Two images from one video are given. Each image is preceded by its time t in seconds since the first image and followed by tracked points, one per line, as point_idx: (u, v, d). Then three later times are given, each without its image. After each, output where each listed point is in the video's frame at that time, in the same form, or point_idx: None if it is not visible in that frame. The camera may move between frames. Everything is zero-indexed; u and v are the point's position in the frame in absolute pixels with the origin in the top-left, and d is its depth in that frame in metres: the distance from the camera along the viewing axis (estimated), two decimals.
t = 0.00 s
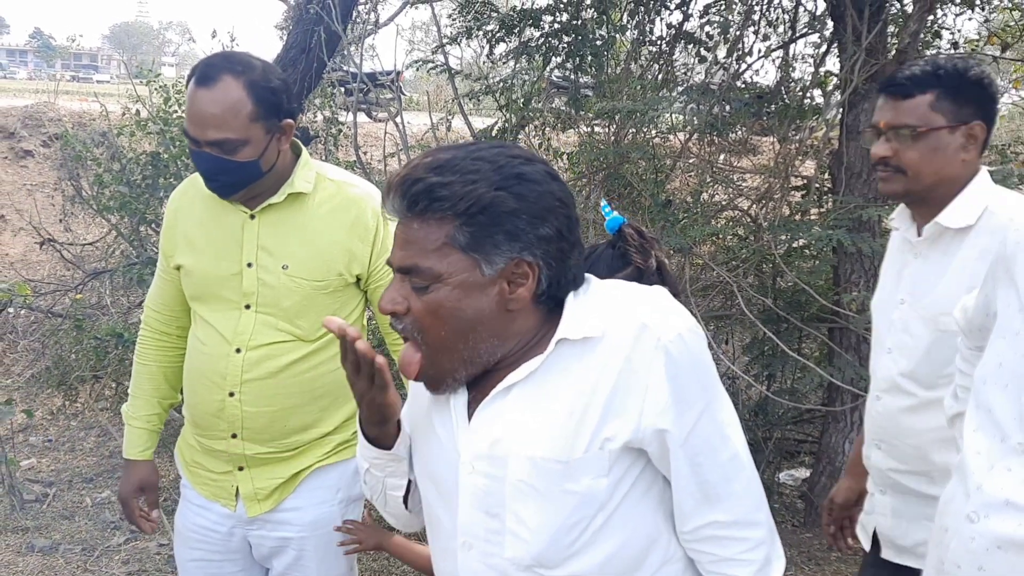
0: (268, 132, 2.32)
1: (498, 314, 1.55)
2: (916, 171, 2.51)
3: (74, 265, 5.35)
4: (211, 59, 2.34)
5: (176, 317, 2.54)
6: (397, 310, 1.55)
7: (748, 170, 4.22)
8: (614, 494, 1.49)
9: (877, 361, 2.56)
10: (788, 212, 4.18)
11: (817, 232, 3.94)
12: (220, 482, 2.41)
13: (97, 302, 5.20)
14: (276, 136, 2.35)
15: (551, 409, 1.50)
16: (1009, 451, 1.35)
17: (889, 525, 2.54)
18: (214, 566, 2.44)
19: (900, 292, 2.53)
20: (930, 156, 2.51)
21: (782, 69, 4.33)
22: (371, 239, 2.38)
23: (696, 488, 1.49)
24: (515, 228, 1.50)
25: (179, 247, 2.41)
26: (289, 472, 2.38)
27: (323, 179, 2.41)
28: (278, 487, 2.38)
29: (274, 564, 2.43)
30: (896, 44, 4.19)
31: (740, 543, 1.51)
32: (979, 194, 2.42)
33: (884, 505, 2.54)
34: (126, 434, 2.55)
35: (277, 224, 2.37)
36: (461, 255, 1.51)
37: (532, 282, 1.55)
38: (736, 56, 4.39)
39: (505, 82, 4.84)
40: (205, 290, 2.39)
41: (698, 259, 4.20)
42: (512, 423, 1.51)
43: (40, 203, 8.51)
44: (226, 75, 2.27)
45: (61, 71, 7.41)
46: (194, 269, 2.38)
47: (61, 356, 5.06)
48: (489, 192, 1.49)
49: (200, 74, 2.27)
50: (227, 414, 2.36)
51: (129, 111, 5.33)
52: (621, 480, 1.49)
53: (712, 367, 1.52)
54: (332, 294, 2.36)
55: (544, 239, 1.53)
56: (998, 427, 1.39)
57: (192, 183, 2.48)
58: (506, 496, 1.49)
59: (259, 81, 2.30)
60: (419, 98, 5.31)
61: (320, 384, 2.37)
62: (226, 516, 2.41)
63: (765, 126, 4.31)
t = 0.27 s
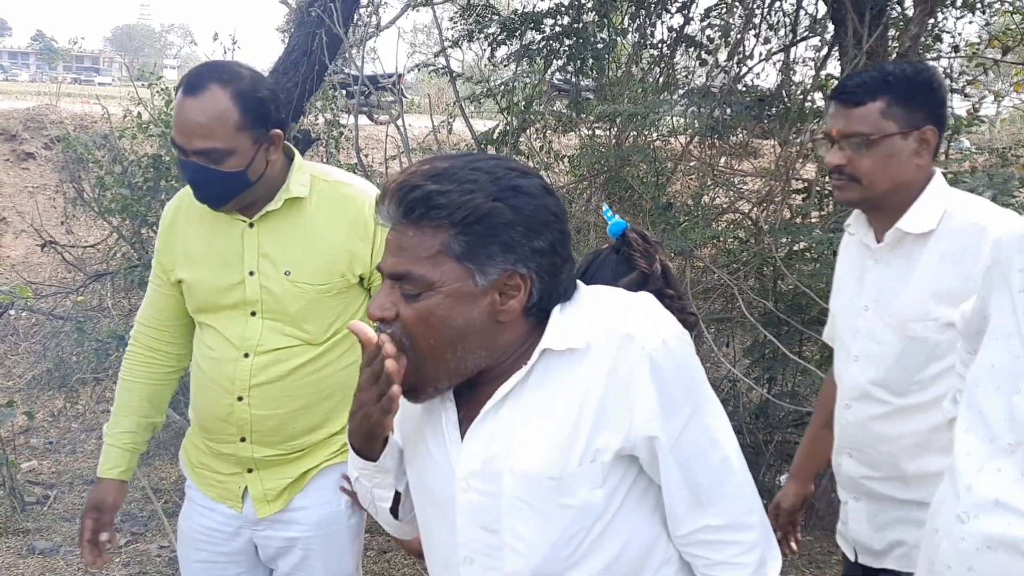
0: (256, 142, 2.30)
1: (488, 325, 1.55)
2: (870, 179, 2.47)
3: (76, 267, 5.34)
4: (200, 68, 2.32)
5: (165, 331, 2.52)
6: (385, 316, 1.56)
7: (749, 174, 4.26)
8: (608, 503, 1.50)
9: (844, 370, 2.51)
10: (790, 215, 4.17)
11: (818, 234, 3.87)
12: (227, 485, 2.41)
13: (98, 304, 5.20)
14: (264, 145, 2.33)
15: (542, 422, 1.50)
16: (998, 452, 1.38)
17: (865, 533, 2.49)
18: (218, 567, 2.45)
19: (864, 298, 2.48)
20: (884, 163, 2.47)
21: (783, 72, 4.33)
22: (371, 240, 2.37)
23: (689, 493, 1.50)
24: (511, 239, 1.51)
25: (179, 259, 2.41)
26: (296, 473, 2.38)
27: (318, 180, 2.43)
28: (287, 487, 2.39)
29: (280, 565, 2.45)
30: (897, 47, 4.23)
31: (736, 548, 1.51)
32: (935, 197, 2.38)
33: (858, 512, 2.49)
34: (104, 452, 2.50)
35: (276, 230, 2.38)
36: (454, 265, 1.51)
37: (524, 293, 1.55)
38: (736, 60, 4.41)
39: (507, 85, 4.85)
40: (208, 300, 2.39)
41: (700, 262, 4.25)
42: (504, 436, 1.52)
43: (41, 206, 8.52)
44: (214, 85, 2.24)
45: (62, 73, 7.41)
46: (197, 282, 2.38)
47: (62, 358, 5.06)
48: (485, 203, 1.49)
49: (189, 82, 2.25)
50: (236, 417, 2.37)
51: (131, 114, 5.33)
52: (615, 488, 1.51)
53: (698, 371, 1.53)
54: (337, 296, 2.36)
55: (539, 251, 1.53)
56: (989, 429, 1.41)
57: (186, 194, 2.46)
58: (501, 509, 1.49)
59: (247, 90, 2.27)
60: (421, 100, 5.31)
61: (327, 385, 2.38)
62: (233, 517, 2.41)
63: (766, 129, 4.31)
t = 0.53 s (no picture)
0: (238, 148, 2.29)
1: (485, 326, 1.55)
2: (840, 184, 2.38)
3: (76, 269, 5.34)
4: (180, 77, 2.32)
5: (137, 342, 2.45)
6: (382, 326, 1.56)
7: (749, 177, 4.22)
8: (607, 504, 1.50)
9: (813, 377, 2.44)
10: (790, 218, 4.17)
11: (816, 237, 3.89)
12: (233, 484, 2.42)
13: (98, 306, 5.19)
14: (247, 151, 2.32)
15: (540, 424, 1.50)
16: (992, 453, 1.38)
17: (836, 543, 2.45)
18: (222, 566, 2.45)
19: (834, 304, 2.41)
20: (854, 166, 2.37)
21: (783, 75, 4.34)
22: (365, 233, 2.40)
23: (685, 493, 1.51)
24: (501, 239, 1.50)
25: (168, 272, 2.38)
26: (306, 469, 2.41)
27: (307, 179, 2.44)
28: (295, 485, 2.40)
29: (284, 563, 2.44)
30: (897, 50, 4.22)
31: (732, 546, 1.52)
32: (907, 203, 2.28)
33: (829, 522, 2.46)
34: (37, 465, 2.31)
35: (270, 233, 2.38)
36: (447, 269, 1.50)
37: (519, 291, 1.55)
38: (737, 62, 4.40)
39: (507, 88, 4.86)
40: (207, 307, 2.37)
41: (699, 265, 4.27)
42: (502, 439, 1.52)
43: (42, 207, 8.53)
44: (193, 92, 2.24)
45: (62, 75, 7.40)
46: (195, 293, 2.36)
47: (62, 360, 5.05)
48: (472, 205, 1.48)
49: (169, 91, 2.25)
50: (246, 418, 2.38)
51: (131, 116, 5.34)
52: (613, 488, 1.51)
53: (695, 372, 1.52)
54: (337, 292, 2.39)
55: (529, 248, 1.53)
56: (983, 430, 1.41)
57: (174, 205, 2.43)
58: (500, 511, 1.50)
59: (228, 97, 2.27)
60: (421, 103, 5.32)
61: (333, 381, 2.41)
62: (238, 516, 2.41)
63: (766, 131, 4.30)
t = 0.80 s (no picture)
0: (222, 152, 2.29)
1: (486, 322, 1.56)
2: (821, 178, 2.37)
3: (76, 270, 5.34)
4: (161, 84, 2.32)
5: (121, 340, 2.45)
6: (383, 323, 1.56)
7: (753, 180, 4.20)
8: (608, 502, 1.50)
9: (798, 375, 2.41)
10: (791, 219, 4.17)
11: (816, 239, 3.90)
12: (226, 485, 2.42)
13: (99, 307, 5.20)
14: (232, 154, 2.32)
15: (544, 422, 1.50)
16: (992, 454, 1.38)
17: (811, 545, 2.46)
18: (220, 566, 2.45)
19: (820, 301, 2.38)
20: (834, 159, 2.36)
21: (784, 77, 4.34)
22: (354, 232, 2.41)
23: (686, 491, 1.51)
24: (498, 235, 1.51)
25: (156, 280, 2.38)
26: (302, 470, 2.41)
27: (293, 180, 2.43)
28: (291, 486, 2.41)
29: (282, 564, 2.44)
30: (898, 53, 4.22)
31: (732, 545, 1.52)
32: (899, 197, 2.27)
33: (805, 523, 2.46)
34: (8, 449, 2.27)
35: (259, 236, 2.37)
36: (446, 265, 1.51)
37: (519, 287, 1.55)
38: (738, 64, 4.41)
39: (508, 90, 4.87)
40: (198, 312, 2.37)
41: (701, 267, 4.25)
42: (505, 436, 1.51)
43: (42, 209, 8.53)
44: (173, 99, 2.25)
45: (64, 76, 7.41)
46: (183, 300, 2.37)
47: (63, 361, 5.06)
48: (470, 201, 1.49)
49: (149, 99, 2.26)
50: (241, 420, 2.39)
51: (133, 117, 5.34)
52: (614, 487, 1.51)
53: (697, 371, 1.53)
54: (329, 291, 2.39)
55: (526, 244, 1.53)
56: (983, 431, 1.41)
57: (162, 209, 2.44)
58: (502, 509, 1.49)
59: (210, 102, 2.27)
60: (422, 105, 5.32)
61: (328, 381, 2.41)
62: (235, 517, 2.41)
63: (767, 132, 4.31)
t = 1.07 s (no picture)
0: (217, 157, 2.30)
1: (480, 326, 1.56)
2: (788, 183, 2.38)
3: (76, 272, 5.33)
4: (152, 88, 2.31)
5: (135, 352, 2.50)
6: (378, 321, 1.56)
7: (748, 181, 4.15)
8: (607, 506, 1.50)
9: (778, 380, 2.41)
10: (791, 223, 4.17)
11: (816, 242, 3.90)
12: (220, 489, 2.42)
13: (99, 308, 5.20)
14: (227, 158, 2.33)
15: (544, 426, 1.50)
16: (995, 457, 1.37)
17: (793, 551, 2.45)
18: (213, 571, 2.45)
19: (798, 304, 2.37)
20: (799, 164, 2.37)
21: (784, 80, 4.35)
22: (348, 233, 2.41)
23: (686, 496, 1.51)
24: (497, 239, 1.51)
25: (154, 283, 2.38)
26: (295, 473, 2.40)
27: (287, 182, 2.44)
28: (283, 490, 2.40)
29: (276, 568, 2.46)
30: (898, 57, 4.23)
31: (733, 549, 1.52)
32: (873, 199, 2.27)
33: (786, 528, 2.45)
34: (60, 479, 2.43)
35: (254, 238, 2.38)
36: (442, 267, 1.52)
37: (513, 295, 1.55)
38: (739, 68, 4.44)
39: (508, 92, 4.87)
40: (192, 313, 2.37)
41: (701, 269, 4.25)
42: (504, 440, 1.51)
43: (43, 210, 8.53)
44: (166, 106, 2.24)
45: (65, 77, 7.40)
46: (176, 304, 2.37)
47: (63, 363, 5.05)
48: (469, 205, 1.49)
49: (142, 106, 2.25)
50: (232, 424, 2.37)
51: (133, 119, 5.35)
52: (613, 491, 1.51)
53: (697, 375, 1.53)
54: (322, 294, 2.39)
55: (524, 252, 1.53)
56: (985, 434, 1.41)
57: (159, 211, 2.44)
58: (501, 514, 1.49)
59: (201, 108, 2.27)
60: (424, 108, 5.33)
61: (320, 383, 2.40)
62: (228, 521, 2.42)
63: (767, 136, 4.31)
